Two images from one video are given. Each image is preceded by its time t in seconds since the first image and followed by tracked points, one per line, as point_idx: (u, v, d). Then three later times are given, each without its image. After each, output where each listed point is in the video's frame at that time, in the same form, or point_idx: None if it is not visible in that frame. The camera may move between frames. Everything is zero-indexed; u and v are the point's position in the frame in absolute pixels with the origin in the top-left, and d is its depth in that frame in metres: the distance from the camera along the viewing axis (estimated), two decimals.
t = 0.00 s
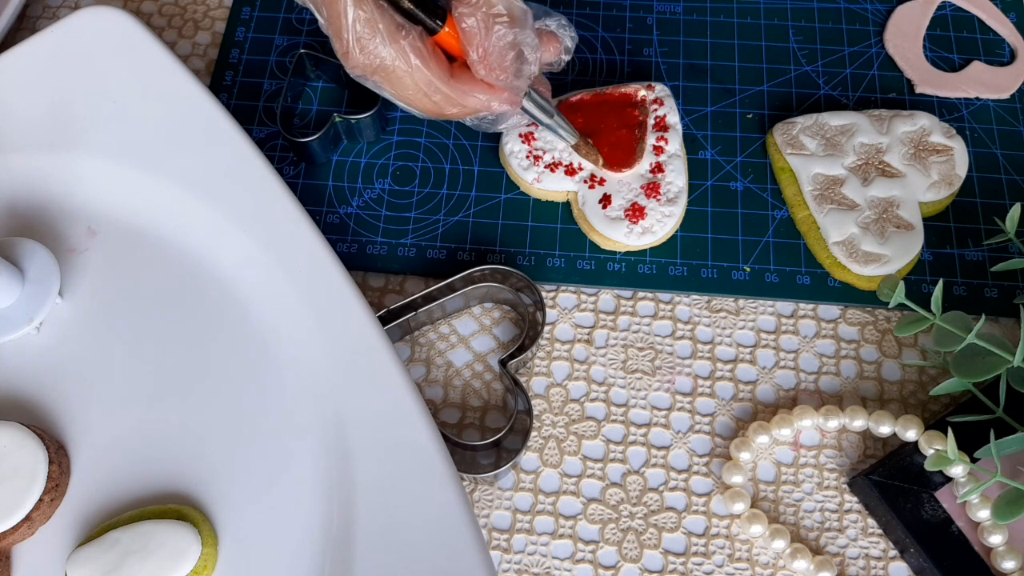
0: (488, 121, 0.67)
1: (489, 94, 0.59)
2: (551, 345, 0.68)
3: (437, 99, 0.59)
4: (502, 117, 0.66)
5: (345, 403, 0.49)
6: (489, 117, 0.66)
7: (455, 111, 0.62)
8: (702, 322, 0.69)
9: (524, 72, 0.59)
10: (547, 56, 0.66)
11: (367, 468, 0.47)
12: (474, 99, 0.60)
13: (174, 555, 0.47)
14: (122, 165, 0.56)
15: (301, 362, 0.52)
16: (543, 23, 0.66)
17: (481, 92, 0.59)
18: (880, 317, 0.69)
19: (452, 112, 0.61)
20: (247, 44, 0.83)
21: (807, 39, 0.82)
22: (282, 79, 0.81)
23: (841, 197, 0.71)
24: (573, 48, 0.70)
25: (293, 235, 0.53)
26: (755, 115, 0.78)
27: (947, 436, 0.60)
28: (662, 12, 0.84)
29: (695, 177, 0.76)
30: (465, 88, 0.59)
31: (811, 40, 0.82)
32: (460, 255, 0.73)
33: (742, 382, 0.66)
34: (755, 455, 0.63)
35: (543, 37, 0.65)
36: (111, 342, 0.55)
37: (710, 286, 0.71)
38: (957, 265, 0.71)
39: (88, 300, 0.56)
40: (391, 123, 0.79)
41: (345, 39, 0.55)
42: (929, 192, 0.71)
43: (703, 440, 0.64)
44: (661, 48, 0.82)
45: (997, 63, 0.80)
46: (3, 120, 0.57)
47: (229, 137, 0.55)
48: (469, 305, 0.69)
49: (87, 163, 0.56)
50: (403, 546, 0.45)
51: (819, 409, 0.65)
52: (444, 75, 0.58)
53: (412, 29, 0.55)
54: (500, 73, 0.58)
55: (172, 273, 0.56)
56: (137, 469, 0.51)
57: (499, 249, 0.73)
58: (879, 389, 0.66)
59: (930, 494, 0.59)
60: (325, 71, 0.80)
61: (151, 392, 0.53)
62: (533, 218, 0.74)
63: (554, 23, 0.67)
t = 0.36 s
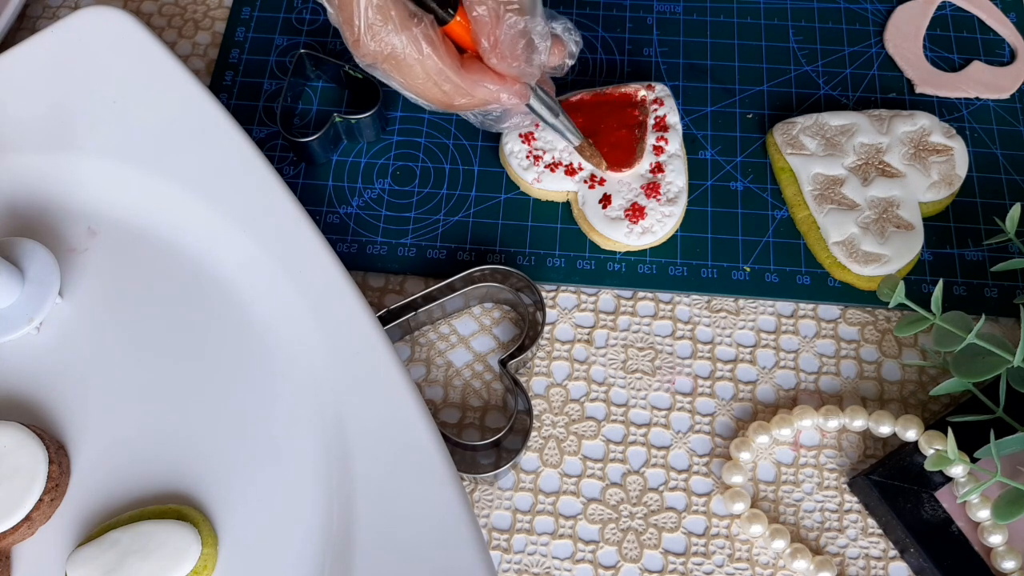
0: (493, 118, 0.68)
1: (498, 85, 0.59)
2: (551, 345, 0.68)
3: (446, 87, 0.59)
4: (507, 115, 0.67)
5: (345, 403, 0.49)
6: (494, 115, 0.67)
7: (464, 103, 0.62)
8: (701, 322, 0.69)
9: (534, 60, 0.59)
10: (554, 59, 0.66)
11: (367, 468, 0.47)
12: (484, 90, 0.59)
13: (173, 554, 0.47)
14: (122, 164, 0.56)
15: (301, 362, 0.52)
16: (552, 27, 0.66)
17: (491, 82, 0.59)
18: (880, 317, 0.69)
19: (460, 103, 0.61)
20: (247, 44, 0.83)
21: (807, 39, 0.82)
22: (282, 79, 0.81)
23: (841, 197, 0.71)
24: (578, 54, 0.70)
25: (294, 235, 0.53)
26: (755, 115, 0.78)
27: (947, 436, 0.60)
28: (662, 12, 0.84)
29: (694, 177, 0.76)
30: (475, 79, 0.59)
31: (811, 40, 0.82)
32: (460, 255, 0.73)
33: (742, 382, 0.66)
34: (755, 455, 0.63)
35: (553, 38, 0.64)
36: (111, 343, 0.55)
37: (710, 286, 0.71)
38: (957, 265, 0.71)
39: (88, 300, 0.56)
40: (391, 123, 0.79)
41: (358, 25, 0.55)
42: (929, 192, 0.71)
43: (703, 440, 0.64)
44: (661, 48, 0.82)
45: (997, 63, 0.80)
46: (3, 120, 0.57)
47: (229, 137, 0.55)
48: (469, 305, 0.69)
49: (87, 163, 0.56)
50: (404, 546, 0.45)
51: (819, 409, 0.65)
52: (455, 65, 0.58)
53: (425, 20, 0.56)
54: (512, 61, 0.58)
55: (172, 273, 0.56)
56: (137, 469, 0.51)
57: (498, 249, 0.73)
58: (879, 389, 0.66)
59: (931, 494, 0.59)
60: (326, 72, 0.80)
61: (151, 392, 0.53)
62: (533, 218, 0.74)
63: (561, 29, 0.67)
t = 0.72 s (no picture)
0: (483, 90, 0.68)
1: (490, 53, 0.59)
2: (551, 345, 0.68)
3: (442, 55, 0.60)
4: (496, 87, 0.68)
5: (345, 403, 0.49)
6: (484, 86, 0.68)
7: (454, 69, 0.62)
8: (701, 322, 0.69)
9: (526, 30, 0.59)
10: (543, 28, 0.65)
11: (367, 468, 0.47)
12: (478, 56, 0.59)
13: (174, 554, 0.47)
14: (122, 164, 0.56)
15: (301, 362, 0.52)
16: None
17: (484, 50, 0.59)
18: (880, 317, 0.69)
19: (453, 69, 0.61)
20: (247, 44, 0.83)
21: (807, 39, 0.82)
22: (282, 79, 0.81)
23: (841, 197, 0.71)
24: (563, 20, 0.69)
25: (294, 234, 0.53)
26: (755, 115, 0.78)
27: (947, 436, 0.60)
28: (662, 12, 0.84)
29: (694, 177, 0.76)
30: (467, 45, 0.58)
31: (811, 40, 0.82)
32: (460, 255, 0.73)
33: (742, 382, 0.66)
34: (755, 455, 0.63)
35: (543, 6, 0.64)
36: (112, 343, 0.55)
37: (710, 286, 0.71)
38: (957, 265, 0.71)
39: (88, 300, 0.56)
40: (391, 123, 0.79)
41: None
42: (929, 192, 0.71)
43: (703, 440, 0.64)
44: (661, 48, 0.82)
45: (997, 63, 0.80)
46: (3, 120, 0.57)
47: (229, 137, 0.55)
48: (469, 305, 0.69)
49: (87, 163, 0.56)
50: (404, 546, 0.45)
51: (819, 409, 0.65)
52: (447, 32, 0.57)
53: None
54: (500, 32, 0.57)
55: (172, 273, 0.56)
56: (137, 468, 0.51)
57: (498, 249, 0.73)
58: (879, 389, 0.66)
59: (931, 494, 0.59)
60: (325, 71, 0.80)
61: (150, 391, 0.53)
62: (533, 218, 0.74)
63: None
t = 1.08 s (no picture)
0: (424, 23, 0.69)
1: None
2: (551, 345, 0.68)
3: None
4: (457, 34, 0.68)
5: (345, 403, 0.49)
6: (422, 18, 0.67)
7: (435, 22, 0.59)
8: (702, 322, 0.69)
9: None
10: None
11: (367, 468, 0.47)
12: None
13: (174, 554, 0.47)
14: (122, 164, 0.56)
15: (301, 361, 0.52)
16: None
17: None
18: (880, 317, 0.69)
19: None
20: (247, 44, 0.83)
21: (807, 39, 0.82)
22: (282, 79, 0.81)
23: (841, 197, 0.70)
24: None
25: (294, 234, 0.53)
26: (755, 115, 0.78)
27: (947, 436, 0.60)
28: (662, 12, 0.84)
29: (695, 177, 0.76)
30: None
31: (811, 40, 0.82)
32: (460, 255, 0.73)
33: (742, 381, 0.66)
34: (755, 455, 0.63)
35: None
36: (112, 342, 0.55)
37: (710, 286, 0.71)
38: (957, 265, 0.71)
39: (88, 300, 0.56)
40: (391, 124, 0.79)
41: None
42: (929, 192, 0.71)
43: (703, 440, 0.64)
44: (661, 48, 0.82)
45: (997, 63, 0.80)
46: (3, 120, 0.57)
47: (229, 137, 0.55)
48: (469, 305, 0.69)
49: (87, 164, 0.56)
50: (403, 546, 0.45)
51: (819, 409, 0.65)
52: None
53: None
54: None
55: (172, 273, 0.56)
56: (137, 468, 0.51)
57: (498, 249, 0.73)
58: (879, 389, 0.66)
59: (931, 494, 0.59)
60: (325, 71, 0.80)
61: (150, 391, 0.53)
62: (533, 219, 0.74)
63: None
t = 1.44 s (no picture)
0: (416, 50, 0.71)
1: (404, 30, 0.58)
2: (551, 345, 0.68)
3: None
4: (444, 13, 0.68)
5: (345, 403, 0.49)
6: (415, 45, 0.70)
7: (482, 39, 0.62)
8: (702, 322, 0.69)
9: None
10: None
11: (367, 468, 0.47)
12: None
13: (173, 554, 0.47)
14: (122, 164, 0.56)
15: (301, 362, 0.52)
16: None
17: None
18: (880, 317, 0.69)
19: None
20: (247, 44, 0.83)
21: (807, 39, 0.82)
22: (282, 79, 0.81)
23: (841, 197, 0.70)
24: None
25: (293, 234, 0.53)
26: (755, 115, 0.78)
27: (947, 436, 0.60)
28: (662, 12, 0.84)
29: (695, 177, 0.76)
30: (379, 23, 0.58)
31: (811, 40, 0.82)
32: (460, 255, 0.73)
33: (742, 381, 0.66)
34: (755, 455, 0.63)
35: None
36: (112, 343, 0.55)
37: (710, 286, 0.71)
38: (957, 265, 0.71)
39: (88, 300, 0.56)
40: (391, 123, 0.79)
41: None
42: (929, 192, 0.71)
43: (703, 440, 0.64)
44: (661, 48, 0.82)
45: (997, 63, 0.80)
46: (3, 121, 0.57)
47: (229, 136, 0.55)
48: (469, 305, 0.69)
49: (86, 164, 0.56)
50: (403, 546, 0.45)
51: (819, 408, 0.65)
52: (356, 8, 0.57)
53: None
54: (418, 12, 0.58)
55: (172, 273, 0.56)
56: (137, 468, 0.51)
57: (498, 249, 0.73)
58: (879, 389, 0.66)
59: (931, 494, 0.59)
60: (325, 71, 0.80)
61: (150, 391, 0.53)
62: (533, 218, 0.74)
63: None
